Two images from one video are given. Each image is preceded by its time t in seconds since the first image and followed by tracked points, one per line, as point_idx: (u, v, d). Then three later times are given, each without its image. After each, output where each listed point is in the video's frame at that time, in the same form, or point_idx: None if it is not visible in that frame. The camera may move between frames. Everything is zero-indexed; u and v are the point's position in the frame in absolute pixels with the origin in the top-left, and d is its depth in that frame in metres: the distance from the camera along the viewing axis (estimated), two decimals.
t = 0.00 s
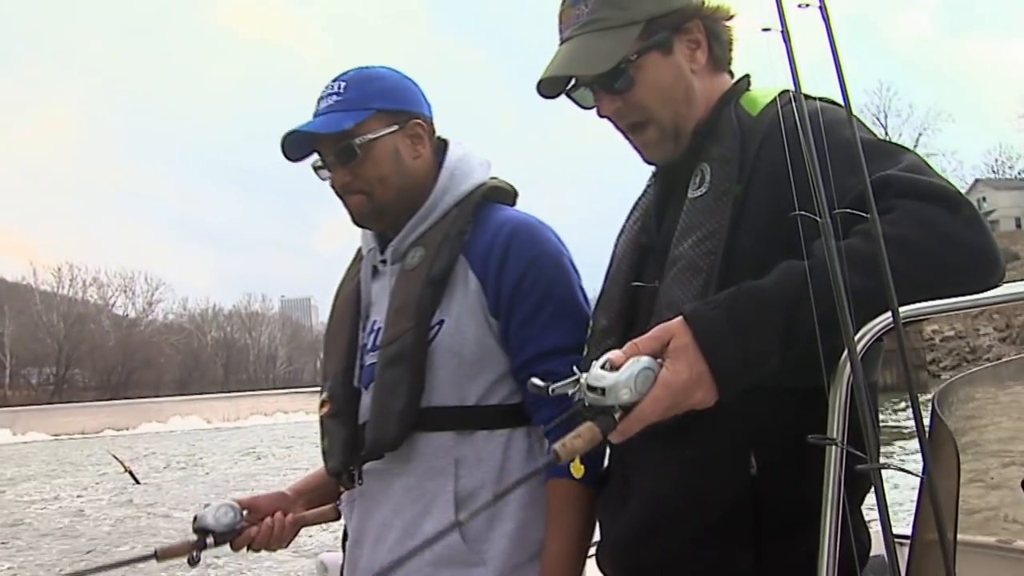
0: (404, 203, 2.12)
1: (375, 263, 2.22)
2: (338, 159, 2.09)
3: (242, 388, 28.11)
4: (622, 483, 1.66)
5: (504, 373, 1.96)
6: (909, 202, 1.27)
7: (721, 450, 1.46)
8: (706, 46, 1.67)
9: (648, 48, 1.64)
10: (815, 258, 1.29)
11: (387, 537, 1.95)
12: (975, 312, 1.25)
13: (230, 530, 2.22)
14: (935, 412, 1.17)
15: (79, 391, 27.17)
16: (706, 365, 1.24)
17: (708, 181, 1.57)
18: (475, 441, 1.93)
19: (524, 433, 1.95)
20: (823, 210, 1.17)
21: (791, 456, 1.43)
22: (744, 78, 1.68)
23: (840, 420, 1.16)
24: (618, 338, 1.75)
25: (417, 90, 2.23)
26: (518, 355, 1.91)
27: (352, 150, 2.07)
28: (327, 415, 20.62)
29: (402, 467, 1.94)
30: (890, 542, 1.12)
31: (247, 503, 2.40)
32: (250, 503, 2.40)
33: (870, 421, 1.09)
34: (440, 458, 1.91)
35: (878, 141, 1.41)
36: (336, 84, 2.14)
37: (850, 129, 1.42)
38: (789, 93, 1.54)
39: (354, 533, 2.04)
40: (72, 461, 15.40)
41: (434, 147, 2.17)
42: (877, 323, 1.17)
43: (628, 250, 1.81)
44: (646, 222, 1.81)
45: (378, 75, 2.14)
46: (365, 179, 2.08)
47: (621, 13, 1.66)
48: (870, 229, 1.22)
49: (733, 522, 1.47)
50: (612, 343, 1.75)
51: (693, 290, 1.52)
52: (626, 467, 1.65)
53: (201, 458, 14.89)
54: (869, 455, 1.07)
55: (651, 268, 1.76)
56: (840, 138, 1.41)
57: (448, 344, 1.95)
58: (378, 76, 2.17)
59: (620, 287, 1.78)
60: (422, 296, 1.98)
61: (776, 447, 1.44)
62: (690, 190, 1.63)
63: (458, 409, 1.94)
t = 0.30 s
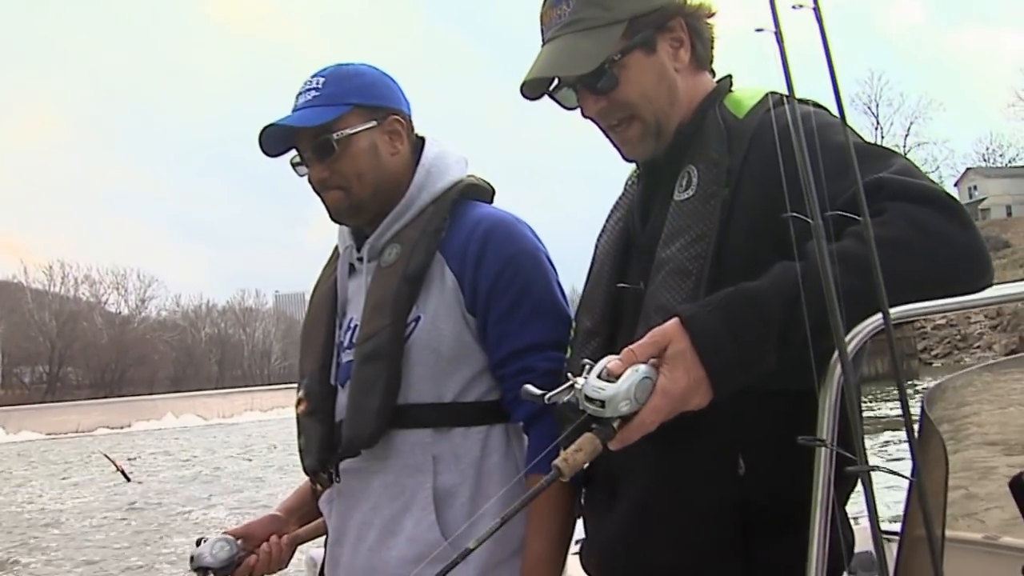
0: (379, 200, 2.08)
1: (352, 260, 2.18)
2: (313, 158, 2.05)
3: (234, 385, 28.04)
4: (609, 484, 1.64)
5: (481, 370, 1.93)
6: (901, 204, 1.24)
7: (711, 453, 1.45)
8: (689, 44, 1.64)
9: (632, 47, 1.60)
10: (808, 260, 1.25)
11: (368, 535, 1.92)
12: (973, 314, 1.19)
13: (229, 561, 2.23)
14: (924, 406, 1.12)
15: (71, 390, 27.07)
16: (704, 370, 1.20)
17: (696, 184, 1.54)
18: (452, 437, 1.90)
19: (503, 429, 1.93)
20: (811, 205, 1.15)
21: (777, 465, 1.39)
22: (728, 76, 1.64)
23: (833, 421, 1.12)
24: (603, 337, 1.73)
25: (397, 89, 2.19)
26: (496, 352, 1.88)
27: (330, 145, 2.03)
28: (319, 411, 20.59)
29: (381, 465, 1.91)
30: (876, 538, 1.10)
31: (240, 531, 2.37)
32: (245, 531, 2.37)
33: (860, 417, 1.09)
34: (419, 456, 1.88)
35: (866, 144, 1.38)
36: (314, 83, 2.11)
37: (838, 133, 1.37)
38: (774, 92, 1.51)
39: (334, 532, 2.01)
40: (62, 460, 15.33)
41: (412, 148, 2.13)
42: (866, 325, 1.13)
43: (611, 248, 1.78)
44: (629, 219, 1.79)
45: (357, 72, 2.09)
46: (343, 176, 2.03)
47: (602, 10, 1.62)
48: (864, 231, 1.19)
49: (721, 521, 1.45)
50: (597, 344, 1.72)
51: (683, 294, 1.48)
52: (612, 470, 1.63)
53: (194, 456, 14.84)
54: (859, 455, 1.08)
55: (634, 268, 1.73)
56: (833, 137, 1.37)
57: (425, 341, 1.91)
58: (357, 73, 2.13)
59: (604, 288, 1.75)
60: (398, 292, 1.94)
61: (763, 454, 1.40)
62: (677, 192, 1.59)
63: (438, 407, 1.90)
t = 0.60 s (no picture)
0: (373, 200, 2.09)
1: (346, 257, 2.19)
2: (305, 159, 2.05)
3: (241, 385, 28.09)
4: (599, 480, 1.65)
5: (476, 365, 1.94)
6: (880, 197, 1.26)
7: (702, 444, 1.47)
8: (684, 38, 1.65)
9: (626, 38, 1.62)
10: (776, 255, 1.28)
11: (362, 530, 1.93)
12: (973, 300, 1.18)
13: None
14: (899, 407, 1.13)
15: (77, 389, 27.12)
16: (683, 362, 1.21)
17: (686, 177, 1.55)
18: (445, 432, 1.91)
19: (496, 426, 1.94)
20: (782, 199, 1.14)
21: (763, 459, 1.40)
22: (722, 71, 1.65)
23: (807, 416, 1.13)
24: (594, 331, 1.73)
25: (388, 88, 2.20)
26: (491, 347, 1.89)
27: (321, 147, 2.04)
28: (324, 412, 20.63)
29: (374, 460, 1.92)
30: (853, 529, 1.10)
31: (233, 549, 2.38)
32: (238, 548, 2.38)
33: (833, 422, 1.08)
34: (412, 451, 1.89)
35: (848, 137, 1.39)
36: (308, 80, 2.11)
37: (832, 124, 1.41)
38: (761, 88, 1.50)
39: (327, 527, 2.02)
40: (67, 460, 15.36)
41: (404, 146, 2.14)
42: (836, 322, 1.13)
43: (604, 245, 1.79)
44: (621, 213, 1.80)
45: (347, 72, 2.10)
46: (336, 178, 2.04)
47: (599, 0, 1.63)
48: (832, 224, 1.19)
49: (715, 513, 1.46)
50: (588, 337, 1.73)
51: (671, 286, 1.49)
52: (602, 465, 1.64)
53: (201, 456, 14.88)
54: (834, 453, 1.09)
55: (626, 262, 1.75)
56: (802, 130, 1.36)
57: (419, 336, 1.92)
58: (347, 72, 2.13)
59: (596, 282, 1.76)
60: (391, 288, 1.95)
61: (749, 448, 1.42)
62: (668, 185, 1.60)
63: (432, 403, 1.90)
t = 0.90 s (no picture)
0: (378, 196, 2.10)
1: (351, 252, 2.20)
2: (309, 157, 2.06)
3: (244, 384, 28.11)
4: (600, 473, 1.66)
5: (479, 361, 1.94)
6: (872, 190, 1.27)
7: (701, 437, 1.48)
8: (693, 32, 1.66)
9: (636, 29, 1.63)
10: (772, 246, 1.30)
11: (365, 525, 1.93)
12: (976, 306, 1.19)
13: None
14: (897, 403, 1.16)
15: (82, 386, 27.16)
16: (667, 342, 1.22)
17: (688, 169, 1.56)
18: (448, 429, 1.90)
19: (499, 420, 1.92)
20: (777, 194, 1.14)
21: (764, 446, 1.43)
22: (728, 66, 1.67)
23: (802, 412, 1.14)
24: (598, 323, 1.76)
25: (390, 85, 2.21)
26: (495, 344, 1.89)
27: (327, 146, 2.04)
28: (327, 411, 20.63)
29: (377, 455, 1.93)
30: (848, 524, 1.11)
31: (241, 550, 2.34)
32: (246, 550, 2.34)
33: (829, 418, 1.08)
34: (415, 446, 1.90)
35: (848, 132, 1.39)
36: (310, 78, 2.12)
37: (834, 120, 1.43)
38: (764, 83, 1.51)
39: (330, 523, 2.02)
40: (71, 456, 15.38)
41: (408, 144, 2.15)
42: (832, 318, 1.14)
43: (610, 239, 1.81)
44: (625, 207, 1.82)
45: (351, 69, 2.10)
46: (341, 174, 2.05)
47: None
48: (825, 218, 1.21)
49: (711, 506, 1.47)
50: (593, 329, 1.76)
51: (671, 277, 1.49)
52: (603, 458, 1.66)
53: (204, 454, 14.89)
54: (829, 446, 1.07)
55: (631, 256, 1.77)
56: (799, 129, 1.41)
57: (423, 334, 1.93)
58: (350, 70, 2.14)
59: (601, 275, 1.78)
60: (395, 285, 1.96)
61: (751, 437, 1.45)
62: (671, 178, 1.61)
63: (435, 399, 1.91)
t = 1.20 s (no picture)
0: (388, 189, 2.09)
1: (362, 246, 2.20)
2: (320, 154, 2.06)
3: (253, 377, 28.15)
4: (616, 465, 1.67)
5: (490, 355, 1.93)
6: (896, 189, 1.27)
7: (718, 433, 1.48)
8: (724, 26, 1.66)
9: (664, 13, 1.65)
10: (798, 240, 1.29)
11: (375, 518, 1.94)
12: (984, 313, 1.18)
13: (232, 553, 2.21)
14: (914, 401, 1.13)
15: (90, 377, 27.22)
16: (686, 333, 1.26)
17: (709, 163, 1.57)
18: (458, 424, 1.90)
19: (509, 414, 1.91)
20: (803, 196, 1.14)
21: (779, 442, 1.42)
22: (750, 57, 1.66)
23: (823, 404, 1.15)
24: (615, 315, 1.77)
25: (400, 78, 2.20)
26: (506, 338, 1.89)
27: (336, 140, 2.03)
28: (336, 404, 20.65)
29: (387, 449, 1.93)
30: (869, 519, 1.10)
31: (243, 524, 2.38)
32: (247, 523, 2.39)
33: (853, 417, 1.09)
34: (424, 440, 1.90)
35: (870, 129, 1.40)
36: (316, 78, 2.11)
37: (854, 116, 1.43)
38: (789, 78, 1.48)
39: (341, 516, 2.03)
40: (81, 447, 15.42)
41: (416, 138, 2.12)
42: (856, 312, 1.14)
43: (629, 229, 1.82)
44: (645, 199, 1.83)
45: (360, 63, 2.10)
46: (349, 168, 2.04)
47: None
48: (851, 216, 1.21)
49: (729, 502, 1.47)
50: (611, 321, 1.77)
51: (689, 270, 1.52)
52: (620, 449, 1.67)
53: (212, 446, 14.93)
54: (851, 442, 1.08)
55: (649, 250, 1.78)
56: (827, 124, 1.41)
57: (433, 328, 1.93)
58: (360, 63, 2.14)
59: (619, 267, 1.80)
60: (406, 279, 1.96)
61: (765, 433, 1.44)
62: (691, 172, 1.62)
63: (445, 393, 1.91)
